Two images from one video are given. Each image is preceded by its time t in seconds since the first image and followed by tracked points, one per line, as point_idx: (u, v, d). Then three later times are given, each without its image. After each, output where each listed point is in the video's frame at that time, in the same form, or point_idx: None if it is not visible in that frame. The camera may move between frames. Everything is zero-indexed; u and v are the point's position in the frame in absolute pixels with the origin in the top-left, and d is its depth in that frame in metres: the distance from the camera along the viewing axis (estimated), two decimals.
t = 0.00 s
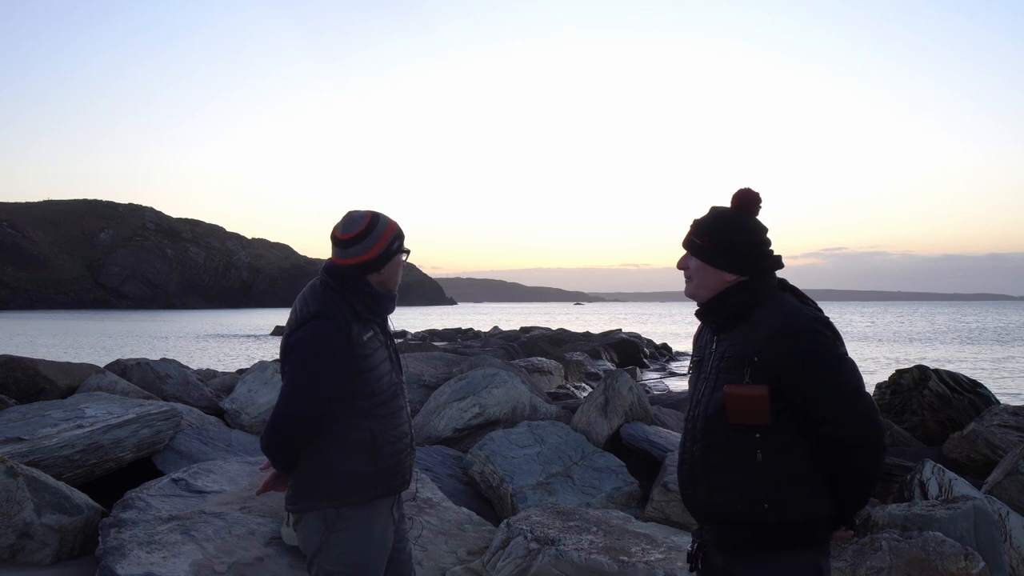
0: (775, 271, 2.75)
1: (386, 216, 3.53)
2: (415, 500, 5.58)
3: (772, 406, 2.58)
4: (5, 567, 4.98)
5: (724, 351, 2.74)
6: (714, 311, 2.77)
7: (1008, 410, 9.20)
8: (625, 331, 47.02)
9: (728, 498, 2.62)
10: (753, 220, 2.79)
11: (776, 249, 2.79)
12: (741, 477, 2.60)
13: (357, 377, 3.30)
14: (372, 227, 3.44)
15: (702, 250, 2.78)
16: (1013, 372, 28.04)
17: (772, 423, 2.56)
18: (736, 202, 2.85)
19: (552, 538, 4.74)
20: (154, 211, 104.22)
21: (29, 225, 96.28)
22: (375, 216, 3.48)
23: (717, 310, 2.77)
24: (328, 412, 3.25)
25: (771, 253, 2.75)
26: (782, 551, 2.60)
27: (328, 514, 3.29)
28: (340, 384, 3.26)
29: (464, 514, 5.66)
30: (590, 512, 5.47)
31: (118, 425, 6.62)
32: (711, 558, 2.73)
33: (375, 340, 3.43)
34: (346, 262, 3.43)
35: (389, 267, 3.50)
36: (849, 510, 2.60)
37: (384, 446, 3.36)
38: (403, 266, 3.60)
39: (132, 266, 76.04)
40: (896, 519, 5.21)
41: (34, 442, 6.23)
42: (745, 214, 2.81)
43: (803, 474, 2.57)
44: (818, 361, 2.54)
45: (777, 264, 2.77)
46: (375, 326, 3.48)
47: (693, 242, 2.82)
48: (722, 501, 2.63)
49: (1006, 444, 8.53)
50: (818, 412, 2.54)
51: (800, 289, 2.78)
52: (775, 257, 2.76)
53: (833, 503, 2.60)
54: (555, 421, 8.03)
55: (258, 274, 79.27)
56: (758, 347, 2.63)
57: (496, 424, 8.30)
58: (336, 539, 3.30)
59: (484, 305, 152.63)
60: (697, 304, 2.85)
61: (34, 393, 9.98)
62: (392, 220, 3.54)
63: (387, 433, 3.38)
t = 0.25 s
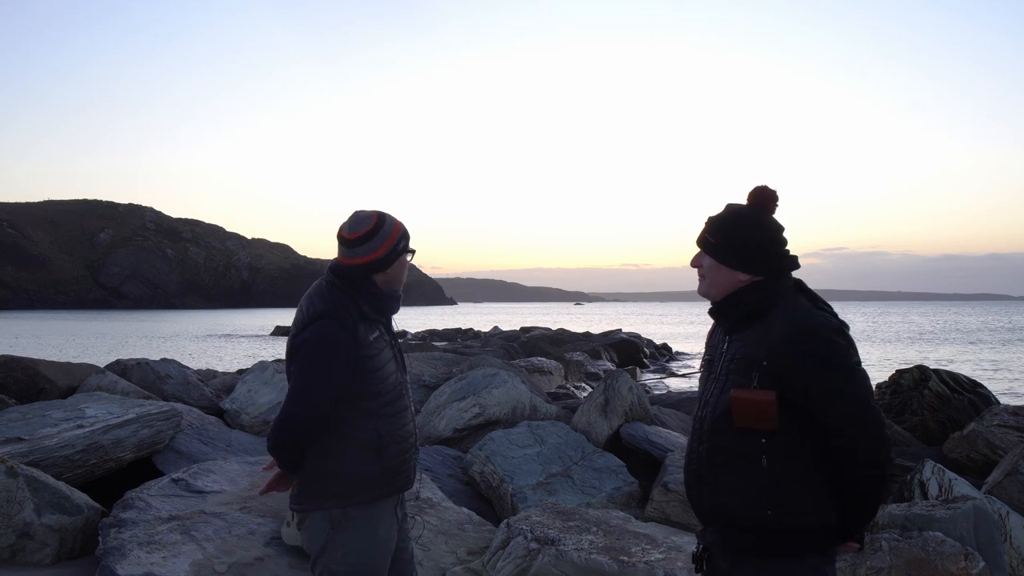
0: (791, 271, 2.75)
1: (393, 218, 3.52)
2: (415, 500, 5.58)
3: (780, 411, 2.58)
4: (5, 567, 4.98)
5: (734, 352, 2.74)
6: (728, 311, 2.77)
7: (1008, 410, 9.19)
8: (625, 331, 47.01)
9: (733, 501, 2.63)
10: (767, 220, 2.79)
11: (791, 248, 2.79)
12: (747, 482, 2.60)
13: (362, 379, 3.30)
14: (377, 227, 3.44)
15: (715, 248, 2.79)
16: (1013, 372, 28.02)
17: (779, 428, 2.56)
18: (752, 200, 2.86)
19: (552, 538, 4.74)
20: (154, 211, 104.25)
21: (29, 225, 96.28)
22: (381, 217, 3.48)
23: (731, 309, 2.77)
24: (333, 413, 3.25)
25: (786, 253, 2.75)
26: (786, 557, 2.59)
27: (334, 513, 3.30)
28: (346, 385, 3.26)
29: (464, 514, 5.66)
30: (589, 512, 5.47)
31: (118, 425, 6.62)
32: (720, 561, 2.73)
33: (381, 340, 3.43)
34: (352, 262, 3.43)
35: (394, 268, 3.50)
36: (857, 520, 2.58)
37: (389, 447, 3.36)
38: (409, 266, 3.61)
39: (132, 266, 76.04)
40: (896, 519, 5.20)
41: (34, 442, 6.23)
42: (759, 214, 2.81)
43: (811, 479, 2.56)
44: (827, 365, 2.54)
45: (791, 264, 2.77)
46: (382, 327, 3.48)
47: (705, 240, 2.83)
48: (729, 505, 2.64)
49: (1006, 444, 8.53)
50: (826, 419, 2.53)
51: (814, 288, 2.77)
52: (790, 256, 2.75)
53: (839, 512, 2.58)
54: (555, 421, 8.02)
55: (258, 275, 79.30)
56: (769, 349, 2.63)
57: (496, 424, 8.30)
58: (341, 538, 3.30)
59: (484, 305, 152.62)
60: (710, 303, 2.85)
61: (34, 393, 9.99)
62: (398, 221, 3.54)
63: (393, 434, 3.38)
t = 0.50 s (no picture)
0: (808, 271, 2.74)
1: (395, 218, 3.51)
2: (415, 500, 5.58)
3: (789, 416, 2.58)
4: (5, 567, 4.99)
5: (745, 354, 2.74)
6: (740, 312, 2.78)
7: (1008, 410, 9.19)
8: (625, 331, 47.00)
9: (740, 506, 2.63)
10: (780, 220, 2.78)
11: (806, 248, 2.77)
12: (754, 485, 2.60)
13: (363, 378, 3.30)
14: (377, 227, 3.44)
15: (728, 247, 2.79)
16: (1013, 372, 28.00)
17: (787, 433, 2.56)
18: (768, 197, 2.84)
19: (552, 538, 4.74)
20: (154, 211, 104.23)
21: (29, 225, 96.27)
22: (384, 218, 3.47)
23: (744, 310, 2.77)
24: (334, 413, 3.25)
25: (801, 253, 2.74)
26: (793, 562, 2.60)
27: (332, 512, 3.30)
28: (347, 386, 3.25)
29: (464, 514, 5.66)
30: (589, 512, 5.47)
31: (118, 425, 6.62)
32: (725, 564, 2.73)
33: (382, 340, 3.43)
34: (354, 261, 3.43)
35: (396, 268, 3.50)
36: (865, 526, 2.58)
37: (388, 449, 3.36)
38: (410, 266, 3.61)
39: (132, 267, 76.02)
40: (896, 519, 5.20)
41: (34, 442, 6.23)
42: (772, 213, 2.80)
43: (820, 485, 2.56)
44: (837, 370, 2.54)
45: (808, 265, 2.75)
46: (382, 326, 3.48)
47: (718, 238, 2.83)
48: (736, 509, 2.64)
49: (1006, 444, 8.53)
50: (836, 425, 2.53)
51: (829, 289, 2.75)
52: (807, 257, 2.74)
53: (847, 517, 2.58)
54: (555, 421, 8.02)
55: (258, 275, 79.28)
56: (778, 353, 2.63)
57: (496, 424, 8.31)
58: (338, 537, 3.30)
59: (484, 305, 152.61)
60: (723, 303, 2.86)
61: (34, 393, 9.99)
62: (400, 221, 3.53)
63: (393, 434, 3.38)
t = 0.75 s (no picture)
0: (817, 272, 2.73)
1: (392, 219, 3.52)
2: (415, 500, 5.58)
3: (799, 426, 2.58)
4: (5, 567, 4.99)
5: (754, 361, 2.75)
6: (748, 316, 2.79)
7: (1007, 409, 9.19)
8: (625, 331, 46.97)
9: (750, 513, 2.64)
10: (786, 222, 2.78)
11: (814, 250, 2.77)
12: (764, 494, 2.61)
13: (359, 378, 3.30)
14: (375, 227, 3.44)
15: (734, 252, 2.80)
16: (1013, 372, 27.98)
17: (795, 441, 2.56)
18: (774, 198, 2.83)
19: (552, 538, 4.74)
20: (154, 211, 104.17)
21: (29, 224, 96.23)
22: (380, 219, 3.47)
23: (752, 315, 2.77)
24: (331, 413, 3.24)
25: (808, 255, 2.74)
26: (803, 570, 2.61)
27: (329, 510, 3.30)
28: (344, 386, 3.26)
29: (464, 514, 5.66)
30: (589, 511, 5.46)
31: (118, 425, 6.62)
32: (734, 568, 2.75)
33: (378, 339, 3.43)
34: (351, 262, 3.43)
35: (392, 269, 3.51)
36: (875, 535, 2.58)
37: (383, 448, 3.36)
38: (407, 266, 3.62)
39: (132, 266, 75.97)
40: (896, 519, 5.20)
41: (34, 442, 6.22)
42: (778, 215, 2.80)
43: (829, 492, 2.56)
44: (844, 377, 2.53)
45: (817, 267, 2.75)
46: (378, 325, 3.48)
47: (724, 243, 2.85)
48: (746, 517, 2.65)
49: (1006, 444, 8.53)
50: (844, 432, 2.52)
51: (839, 291, 2.75)
52: (814, 258, 2.73)
53: (858, 526, 2.58)
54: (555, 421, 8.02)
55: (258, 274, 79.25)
56: (787, 359, 2.63)
57: (496, 423, 8.30)
58: (336, 535, 3.30)
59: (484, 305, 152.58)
60: (732, 307, 2.87)
61: (34, 393, 9.98)
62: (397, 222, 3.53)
63: (390, 434, 3.38)
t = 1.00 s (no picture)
0: (821, 273, 2.73)
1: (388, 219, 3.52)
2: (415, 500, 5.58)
3: (801, 423, 2.58)
4: (5, 567, 4.99)
5: (757, 358, 2.75)
6: (753, 314, 2.77)
7: (1008, 409, 9.19)
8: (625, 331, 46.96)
9: (748, 509, 2.64)
10: (793, 221, 2.78)
11: (819, 250, 2.77)
12: (764, 489, 2.61)
13: (358, 378, 3.30)
14: (373, 224, 3.45)
15: (739, 249, 2.80)
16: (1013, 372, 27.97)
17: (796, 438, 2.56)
18: (780, 197, 2.83)
19: (552, 538, 4.74)
20: (154, 211, 104.14)
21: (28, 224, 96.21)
22: (375, 219, 3.47)
23: (756, 313, 2.76)
24: (330, 412, 3.25)
25: (814, 254, 2.74)
26: (799, 567, 2.61)
27: (328, 510, 3.30)
28: (342, 386, 3.26)
29: (464, 514, 5.66)
30: (589, 511, 5.46)
31: (118, 425, 6.62)
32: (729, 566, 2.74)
33: (376, 339, 3.44)
34: (349, 262, 3.43)
35: (390, 268, 3.50)
36: (872, 533, 2.58)
37: (382, 449, 3.36)
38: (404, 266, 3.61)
39: (132, 266, 75.94)
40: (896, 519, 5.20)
41: (34, 442, 6.22)
42: (785, 214, 2.80)
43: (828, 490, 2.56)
44: (847, 376, 2.53)
45: (822, 267, 2.74)
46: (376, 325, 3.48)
47: (729, 240, 2.84)
48: (744, 513, 2.65)
49: (1006, 444, 8.53)
50: (846, 431, 2.53)
51: (841, 292, 2.75)
52: (820, 258, 2.73)
53: (855, 524, 2.58)
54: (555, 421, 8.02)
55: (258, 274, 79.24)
56: (791, 357, 2.63)
57: (496, 423, 8.30)
58: (335, 535, 3.30)
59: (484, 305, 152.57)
60: (735, 305, 2.86)
61: (34, 393, 9.98)
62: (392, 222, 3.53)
63: (389, 434, 3.38)
